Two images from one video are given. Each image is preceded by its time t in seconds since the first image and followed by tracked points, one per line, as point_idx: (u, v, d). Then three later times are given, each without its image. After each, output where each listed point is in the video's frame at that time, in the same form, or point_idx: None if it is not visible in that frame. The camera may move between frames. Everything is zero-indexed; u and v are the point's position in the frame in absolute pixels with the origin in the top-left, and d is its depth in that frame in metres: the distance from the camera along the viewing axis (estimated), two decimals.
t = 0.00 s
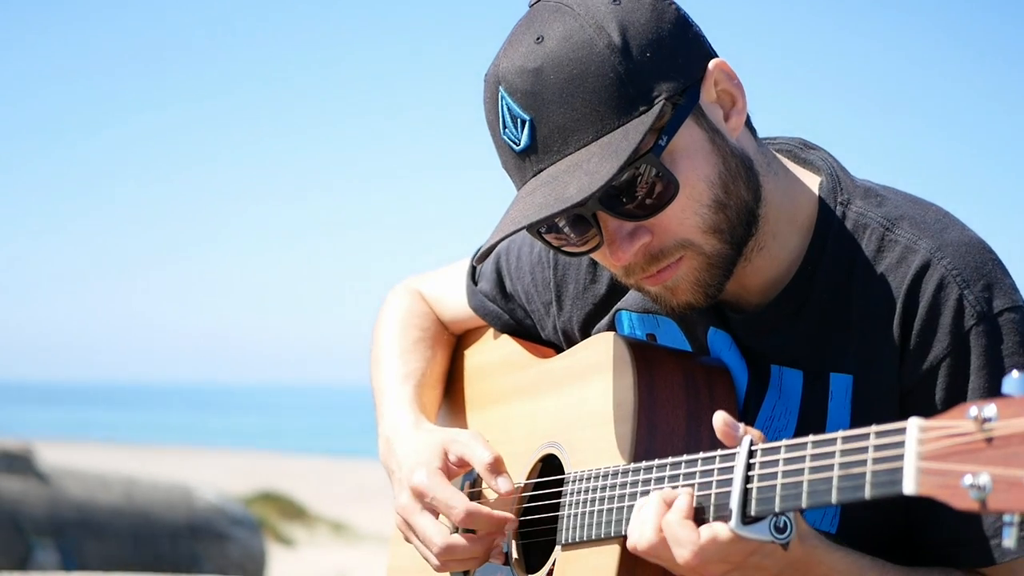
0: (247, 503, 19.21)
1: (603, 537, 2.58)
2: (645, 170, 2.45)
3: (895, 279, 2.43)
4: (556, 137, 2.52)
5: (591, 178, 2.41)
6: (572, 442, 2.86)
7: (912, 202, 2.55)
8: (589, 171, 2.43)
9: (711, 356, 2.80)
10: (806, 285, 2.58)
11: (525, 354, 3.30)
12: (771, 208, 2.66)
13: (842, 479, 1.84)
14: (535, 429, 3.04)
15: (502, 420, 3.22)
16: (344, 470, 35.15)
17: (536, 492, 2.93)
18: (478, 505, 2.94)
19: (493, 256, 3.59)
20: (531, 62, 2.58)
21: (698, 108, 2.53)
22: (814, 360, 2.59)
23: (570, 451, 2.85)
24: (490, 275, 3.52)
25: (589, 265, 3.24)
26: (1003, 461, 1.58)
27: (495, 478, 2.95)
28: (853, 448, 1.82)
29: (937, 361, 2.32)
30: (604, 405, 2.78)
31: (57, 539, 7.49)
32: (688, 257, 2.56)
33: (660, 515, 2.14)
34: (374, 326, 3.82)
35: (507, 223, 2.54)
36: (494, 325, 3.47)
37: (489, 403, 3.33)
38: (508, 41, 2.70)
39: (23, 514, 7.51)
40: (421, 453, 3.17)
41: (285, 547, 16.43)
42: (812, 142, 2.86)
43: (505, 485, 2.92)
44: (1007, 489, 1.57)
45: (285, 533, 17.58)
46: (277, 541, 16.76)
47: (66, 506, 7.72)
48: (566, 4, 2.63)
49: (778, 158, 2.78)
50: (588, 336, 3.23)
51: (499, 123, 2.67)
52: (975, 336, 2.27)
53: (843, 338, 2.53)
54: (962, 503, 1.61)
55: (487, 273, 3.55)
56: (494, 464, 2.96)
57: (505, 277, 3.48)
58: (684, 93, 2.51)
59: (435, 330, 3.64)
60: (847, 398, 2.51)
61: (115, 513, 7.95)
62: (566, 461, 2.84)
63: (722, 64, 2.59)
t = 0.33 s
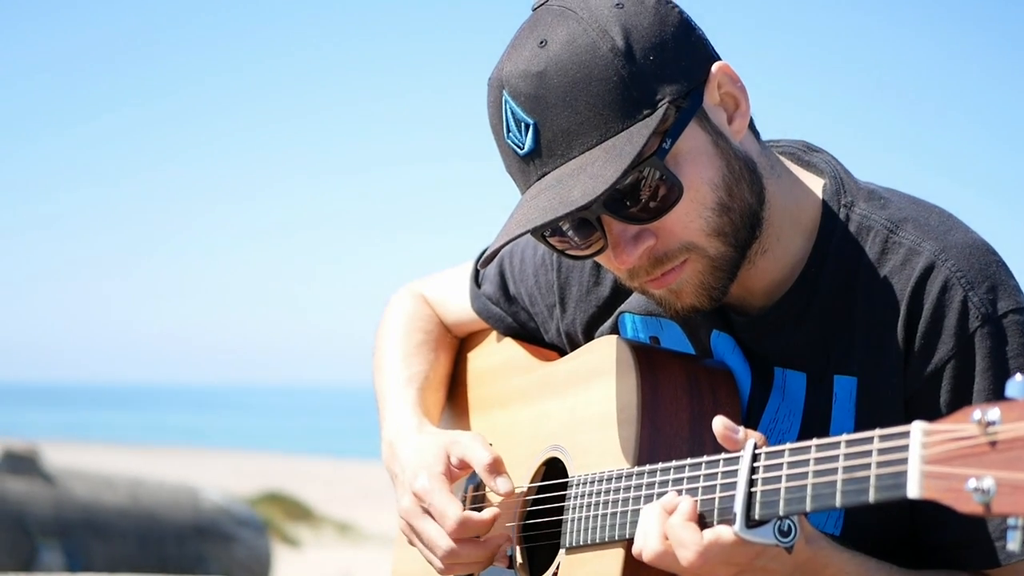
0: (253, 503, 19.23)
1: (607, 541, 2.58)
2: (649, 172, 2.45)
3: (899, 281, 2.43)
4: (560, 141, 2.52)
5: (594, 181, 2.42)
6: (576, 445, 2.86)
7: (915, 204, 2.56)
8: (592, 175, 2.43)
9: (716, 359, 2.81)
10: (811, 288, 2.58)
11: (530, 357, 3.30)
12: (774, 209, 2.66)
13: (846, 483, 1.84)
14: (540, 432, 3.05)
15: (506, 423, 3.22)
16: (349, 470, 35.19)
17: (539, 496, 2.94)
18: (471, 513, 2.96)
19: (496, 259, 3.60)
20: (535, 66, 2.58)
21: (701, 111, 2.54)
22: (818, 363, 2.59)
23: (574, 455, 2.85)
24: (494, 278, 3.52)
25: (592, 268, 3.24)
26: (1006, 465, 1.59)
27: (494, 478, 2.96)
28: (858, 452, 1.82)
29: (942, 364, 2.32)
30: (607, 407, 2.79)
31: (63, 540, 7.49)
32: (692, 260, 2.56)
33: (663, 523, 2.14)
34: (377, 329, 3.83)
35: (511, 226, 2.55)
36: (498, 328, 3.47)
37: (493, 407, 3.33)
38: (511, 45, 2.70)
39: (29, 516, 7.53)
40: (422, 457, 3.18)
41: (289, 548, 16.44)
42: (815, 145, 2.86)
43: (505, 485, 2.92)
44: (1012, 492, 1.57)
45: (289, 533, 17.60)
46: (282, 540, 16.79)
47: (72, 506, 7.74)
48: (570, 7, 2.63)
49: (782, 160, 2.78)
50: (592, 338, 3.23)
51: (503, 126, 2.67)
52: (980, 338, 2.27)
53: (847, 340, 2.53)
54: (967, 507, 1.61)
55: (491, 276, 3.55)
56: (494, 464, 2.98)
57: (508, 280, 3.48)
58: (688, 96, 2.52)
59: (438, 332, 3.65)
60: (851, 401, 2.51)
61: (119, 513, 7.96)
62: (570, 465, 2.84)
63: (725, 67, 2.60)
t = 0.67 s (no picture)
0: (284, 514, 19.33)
1: (619, 557, 2.56)
2: (666, 175, 2.77)
3: (918, 292, 2.44)
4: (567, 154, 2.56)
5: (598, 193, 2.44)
6: (591, 460, 2.83)
7: (943, 222, 2.58)
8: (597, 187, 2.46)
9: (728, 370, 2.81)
10: (827, 292, 2.60)
11: (549, 373, 3.31)
12: (792, 218, 2.76)
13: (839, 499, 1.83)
14: (557, 448, 3.04)
15: (528, 440, 3.22)
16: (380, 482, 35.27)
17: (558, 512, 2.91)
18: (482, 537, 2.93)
19: (519, 276, 3.59)
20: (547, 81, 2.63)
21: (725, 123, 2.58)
22: (829, 371, 2.58)
23: (588, 472, 2.82)
24: (516, 294, 3.52)
25: (616, 281, 3.19)
26: (992, 480, 1.58)
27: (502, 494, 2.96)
28: (851, 468, 1.82)
29: (954, 375, 2.31)
30: (621, 422, 2.77)
31: (94, 548, 7.45)
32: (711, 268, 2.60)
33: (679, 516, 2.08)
34: (402, 349, 3.85)
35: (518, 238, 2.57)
36: (519, 344, 3.47)
37: (515, 424, 3.34)
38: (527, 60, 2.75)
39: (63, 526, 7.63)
40: (440, 478, 3.18)
41: (320, 559, 16.48)
42: (849, 158, 2.92)
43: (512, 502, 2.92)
44: (997, 508, 1.56)
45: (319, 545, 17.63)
46: (313, 552, 16.85)
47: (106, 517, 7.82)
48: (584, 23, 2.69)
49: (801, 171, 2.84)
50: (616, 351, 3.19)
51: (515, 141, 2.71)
52: (994, 352, 2.26)
53: (858, 348, 2.53)
54: (953, 522, 1.60)
55: (513, 292, 3.55)
56: (500, 479, 2.97)
57: (530, 295, 3.47)
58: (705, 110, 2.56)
59: (463, 351, 3.67)
60: (864, 410, 2.48)
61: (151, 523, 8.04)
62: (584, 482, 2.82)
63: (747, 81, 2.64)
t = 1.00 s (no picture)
0: (283, 512, 19.33)
1: (618, 558, 2.56)
2: (662, 170, 2.76)
3: (918, 294, 2.44)
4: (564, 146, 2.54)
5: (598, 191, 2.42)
6: (589, 460, 2.82)
7: (943, 223, 2.58)
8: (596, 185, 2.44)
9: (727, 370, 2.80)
10: (825, 292, 2.59)
11: (548, 372, 3.30)
12: (792, 217, 2.75)
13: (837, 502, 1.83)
14: (556, 447, 3.03)
15: (525, 438, 3.22)
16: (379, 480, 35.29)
17: (556, 512, 2.90)
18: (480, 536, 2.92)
19: (518, 274, 3.58)
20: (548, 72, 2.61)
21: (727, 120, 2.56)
22: (826, 371, 2.58)
23: (585, 471, 2.82)
24: (513, 293, 3.51)
25: (615, 279, 3.18)
26: (991, 486, 1.57)
27: (501, 494, 2.95)
28: (849, 472, 1.81)
29: (955, 377, 2.31)
30: (620, 422, 2.75)
31: (93, 546, 7.48)
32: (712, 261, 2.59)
33: (677, 519, 2.07)
34: (400, 348, 3.84)
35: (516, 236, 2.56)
36: (517, 343, 3.46)
37: (512, 422, 3.33)
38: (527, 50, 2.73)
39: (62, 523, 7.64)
40: (439, 477, 3.17)
41: (319, 557, 16.48)
42: (849, 159, 2.90)
43: (510, 502, 2.91)
44: (995, 514, 1.55)
45: (318, 542, 17.63)
46: (311, 549, 16.85)
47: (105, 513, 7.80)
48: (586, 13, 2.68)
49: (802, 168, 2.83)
50: (615, 350, 3.18)
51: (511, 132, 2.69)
52: (995, 354, 2.26)
53: (857, 349, 2.52)
54: (951, 528, 1.59)
55: (511, 291, 3.54)
56: (500, 480, 2.96)
57: (528, 294, 3.46)
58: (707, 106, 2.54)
59: (461, 349, 3.66)
60: (862, 410, 2.48)
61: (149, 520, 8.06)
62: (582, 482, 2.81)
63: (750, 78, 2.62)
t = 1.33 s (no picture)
0: (279, 518, 19.29)
1: (611, 567, 2.56)
2: (683, 165, 2.74)
3: (913, 306, 2.44)
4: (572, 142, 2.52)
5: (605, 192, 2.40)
6: (584, 468, 2.82)
7: (941, 236, 2.60)
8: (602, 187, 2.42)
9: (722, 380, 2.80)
10: (822, 302, 2.59)
11: (543, 379, 3.30)
12: (797, 221, 2.75)
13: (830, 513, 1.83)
14: (551, 455, 3.03)
15: (520, 446, 3.22)
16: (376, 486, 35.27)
17: (550, 520, 2.90)
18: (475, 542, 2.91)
19: (514, 280, 3.57)
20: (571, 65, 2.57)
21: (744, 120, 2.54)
22: (823, 383, 2.58)
23: (580, 480, 2.81)
24: (510, 300, 3.51)
25: (611, 287, 3.17)
26: (982, 498, 1.57)
27: (496, 500, 2.94)
28: (842, 483, 1.81)
29: (950, 391, 2.31)
30: (616, 430, 2.75)
31: (88, 552, 7.46)
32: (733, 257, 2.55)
33: (671, 527, 2.07)
34: (396, 354, 3.84)
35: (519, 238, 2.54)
36: (513, 350, 3.46)
37: (507, 429, 3.33)
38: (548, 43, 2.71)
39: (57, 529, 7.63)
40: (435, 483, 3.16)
41: (314, 563, 16.46)
42: (849, 169, 2.90)
43: (505, 508, 2.91)
44: (986, 527, 1.55)
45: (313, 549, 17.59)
46: (307, 555, 16.82)
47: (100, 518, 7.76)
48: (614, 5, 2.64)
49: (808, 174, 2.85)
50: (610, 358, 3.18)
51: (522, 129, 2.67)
52: (990, 367, 2.26)
53: (853, 359, 2.52)
54: (943, 540, 1.59)
55: (507, 297, 3.53)
56: (496, 486, 2.96)
57: (524, 301, 3.46)
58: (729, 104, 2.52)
59: (457, 356, 3.66)
60: (858, 422, 2.48)
61: (145, 525, 8.07)
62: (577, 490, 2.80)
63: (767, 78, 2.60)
